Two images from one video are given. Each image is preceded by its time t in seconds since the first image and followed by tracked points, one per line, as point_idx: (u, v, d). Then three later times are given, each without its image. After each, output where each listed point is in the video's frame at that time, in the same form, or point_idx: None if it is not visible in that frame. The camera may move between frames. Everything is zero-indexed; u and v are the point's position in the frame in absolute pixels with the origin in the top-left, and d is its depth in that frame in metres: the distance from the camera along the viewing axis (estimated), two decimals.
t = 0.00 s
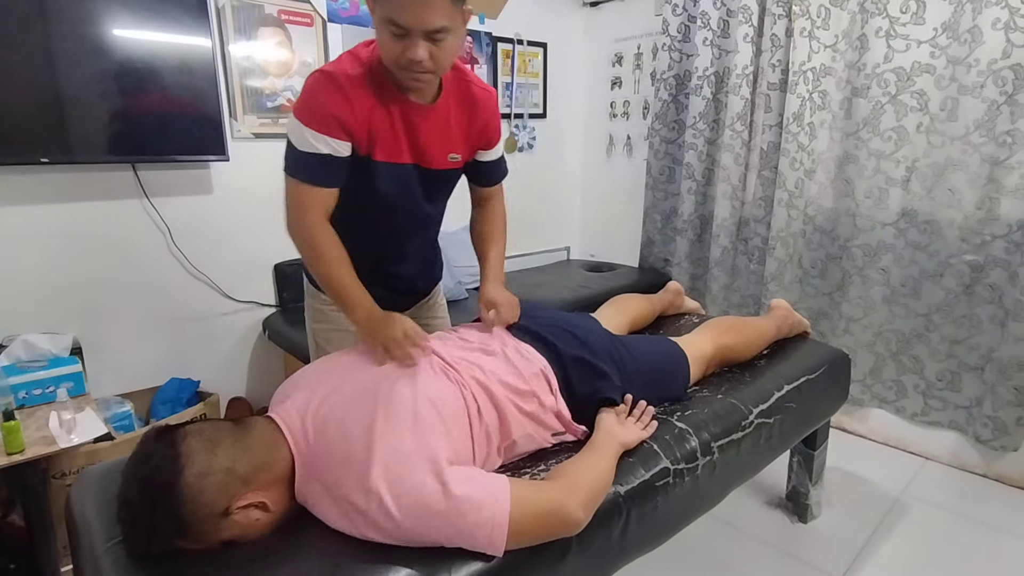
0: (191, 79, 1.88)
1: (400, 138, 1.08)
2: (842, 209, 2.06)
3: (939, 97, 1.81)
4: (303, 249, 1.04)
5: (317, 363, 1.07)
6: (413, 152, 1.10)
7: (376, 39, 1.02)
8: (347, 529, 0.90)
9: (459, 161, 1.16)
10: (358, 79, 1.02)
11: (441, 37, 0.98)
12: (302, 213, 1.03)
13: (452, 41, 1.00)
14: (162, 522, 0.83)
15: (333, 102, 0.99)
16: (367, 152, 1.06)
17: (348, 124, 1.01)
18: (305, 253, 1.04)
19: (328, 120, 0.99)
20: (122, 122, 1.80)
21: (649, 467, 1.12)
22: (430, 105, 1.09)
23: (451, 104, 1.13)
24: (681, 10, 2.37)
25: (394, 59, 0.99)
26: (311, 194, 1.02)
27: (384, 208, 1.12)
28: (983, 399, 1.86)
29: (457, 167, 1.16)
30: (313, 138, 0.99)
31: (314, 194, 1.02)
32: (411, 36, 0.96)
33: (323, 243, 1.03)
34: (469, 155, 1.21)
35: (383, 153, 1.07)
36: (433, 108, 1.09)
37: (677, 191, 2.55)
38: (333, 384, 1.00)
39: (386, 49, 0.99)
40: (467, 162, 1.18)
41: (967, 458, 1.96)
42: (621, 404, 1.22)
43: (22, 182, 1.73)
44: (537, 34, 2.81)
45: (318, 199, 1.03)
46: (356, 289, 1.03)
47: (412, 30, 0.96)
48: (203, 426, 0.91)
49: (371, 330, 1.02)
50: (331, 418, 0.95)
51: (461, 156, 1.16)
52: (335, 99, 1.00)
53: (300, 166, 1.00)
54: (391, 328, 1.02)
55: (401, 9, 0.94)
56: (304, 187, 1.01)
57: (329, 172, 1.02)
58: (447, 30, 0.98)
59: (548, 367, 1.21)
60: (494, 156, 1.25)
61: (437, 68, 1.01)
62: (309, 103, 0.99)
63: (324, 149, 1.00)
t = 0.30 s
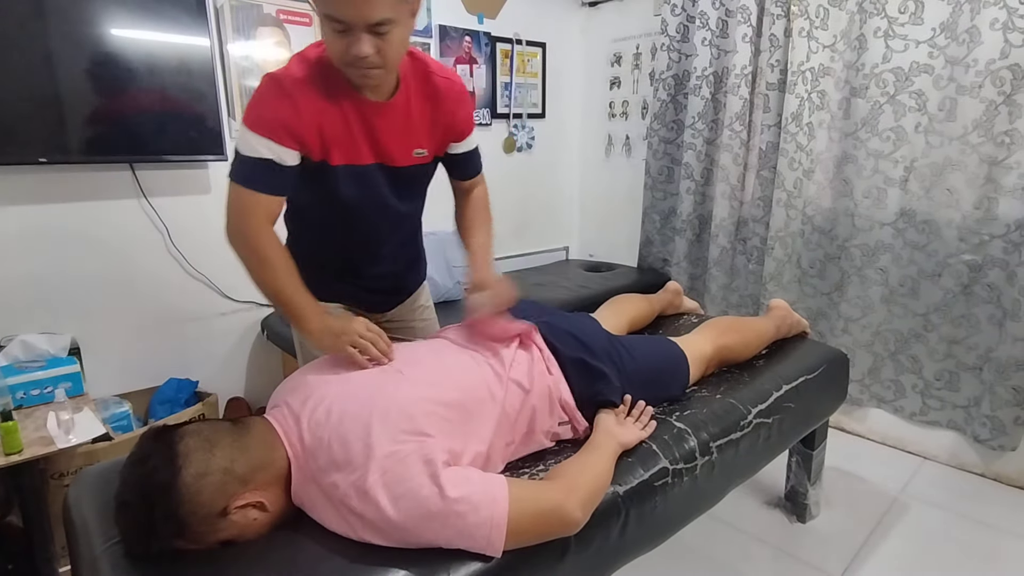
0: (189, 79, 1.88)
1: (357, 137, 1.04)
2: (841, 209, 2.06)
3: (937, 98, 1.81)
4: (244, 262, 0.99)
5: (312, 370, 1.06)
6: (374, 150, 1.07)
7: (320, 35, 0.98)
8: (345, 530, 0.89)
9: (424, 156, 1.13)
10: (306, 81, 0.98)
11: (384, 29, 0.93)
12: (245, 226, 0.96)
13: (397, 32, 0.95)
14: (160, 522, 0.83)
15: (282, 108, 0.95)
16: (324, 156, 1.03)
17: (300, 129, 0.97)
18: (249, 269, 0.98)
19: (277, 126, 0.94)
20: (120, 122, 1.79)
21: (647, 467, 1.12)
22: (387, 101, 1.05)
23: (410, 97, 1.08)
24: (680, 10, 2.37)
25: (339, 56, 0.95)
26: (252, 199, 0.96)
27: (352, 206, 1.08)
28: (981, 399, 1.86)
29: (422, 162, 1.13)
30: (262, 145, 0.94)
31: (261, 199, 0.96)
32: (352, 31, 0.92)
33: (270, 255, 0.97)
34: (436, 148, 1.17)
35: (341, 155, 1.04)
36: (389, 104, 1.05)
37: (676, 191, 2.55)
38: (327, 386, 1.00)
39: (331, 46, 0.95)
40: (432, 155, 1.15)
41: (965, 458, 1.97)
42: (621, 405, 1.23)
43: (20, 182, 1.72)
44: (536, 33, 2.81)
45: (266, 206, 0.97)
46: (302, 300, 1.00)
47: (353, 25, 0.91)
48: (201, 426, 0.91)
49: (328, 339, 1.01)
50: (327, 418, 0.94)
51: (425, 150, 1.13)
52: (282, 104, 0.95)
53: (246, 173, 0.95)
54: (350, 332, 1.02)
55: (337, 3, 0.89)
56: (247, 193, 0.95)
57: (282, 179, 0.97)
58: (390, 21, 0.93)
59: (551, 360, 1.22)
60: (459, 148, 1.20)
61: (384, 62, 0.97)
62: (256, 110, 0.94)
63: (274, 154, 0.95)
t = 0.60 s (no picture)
0: (188, 79, 1.88)
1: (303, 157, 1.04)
2: (840, 209, 2.06)
3: (937, 97, 1.81)
4: (221, 300, 0.97)
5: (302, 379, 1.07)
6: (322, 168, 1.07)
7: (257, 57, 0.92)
8: (344, 529, 0.89)
9: (376, 175, 1.11)
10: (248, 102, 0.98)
11: (322, 47, 0.88)
12: (215, 258, 0.95)
13: (334, 49, 0.89)
14: (160, 522, 0.82)
15: (219, 129, 0.95)
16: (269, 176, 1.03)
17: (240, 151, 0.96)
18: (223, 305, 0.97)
19: (214, 147, 0.94)
20: (120, 121, 1.79)
21: (647, 467, 1.12)
22: (334, 121, 1.03)
23: (359, 113, 1.05)
24: (679, 10, 2.37)
25: (277, 78, 0.90)
26: (219, 225, 0.95)
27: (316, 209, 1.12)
28: (981, 399, 1.86)
29: (374, 181, 1.11)
30: (206, 163, 0.94)
31: (224, 223, 0.95)
32: (285, 53, 0.87)
33: (247, 286, 0.96)
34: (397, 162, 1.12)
35: (288, 175, 1.05)
36: (333, 123, 1.03)
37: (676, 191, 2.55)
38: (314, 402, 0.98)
39: (268, 68, 0.90)
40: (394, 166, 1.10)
41: (965, 458, 1.97)
42: (620, 405, 1.23)
43: (19, 182, 1.72)
44: (536, 33, 2.81)
45: (235, 232, 0.96)
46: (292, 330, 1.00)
47: (285, 47, 0.86)
48: (200, 426, 0.90)
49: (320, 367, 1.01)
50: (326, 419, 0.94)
51: (379, 168, 1.10)
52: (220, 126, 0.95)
53: (199, 195, 0.94)
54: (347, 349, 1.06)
55: (268, 25, 0.84)
56: (212, 217, 0.94)
57: (233, 199, 0.96)
58: (324, 38, 0.87)
59: (549, 360, 1.22)
60: (415, 156, 1.07)
61: (325, 81, 0.91)
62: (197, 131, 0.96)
63: (215, 172, 0.94)
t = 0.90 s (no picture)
0: (188, 80, 1.88)
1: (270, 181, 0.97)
2: (840, 209, 2.06)
3: (936, 97, 1.81)
4: (210, 332, 0.96)
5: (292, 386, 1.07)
6: (293, 191, 1.00)
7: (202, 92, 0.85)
8: (344, 530, 0.89)
9: (351, 194, 1.03)
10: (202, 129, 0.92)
11: (268, 73, 0.80)
12: (198, 291, 0.93)
13: (280, 75, 0.82)
14: (159, 522, 0.82)
15: (175, 162, 0.91)
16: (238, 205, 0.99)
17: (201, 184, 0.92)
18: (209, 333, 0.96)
19: (174, 182, 0.90)
20: (120, 121, 1.79)
21: (647, 467, 1.12)
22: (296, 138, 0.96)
23: (324, 130, 0.97)
24: (679, 10, 2.37)
25: (227, 113, 0.82)
26: (198, 259, 0.93)
27: (297, 230, 1.06)
28: (981, 399, 1.86)
29: (350, 200, 1.03)
30: (172, 199, 0.91)
31: (203, 256, 0.93)
32: (229, 87, 0.79)
33: (233, 314, 0.96)
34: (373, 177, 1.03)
35: (257, 202, 0.99)
36: (296, 144, 0.96)
37: (675, 191, 2.54)
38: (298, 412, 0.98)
39: (215, 104, 0.82)
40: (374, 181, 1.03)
41: (964, 458, 1.97)
42: (620, 406, 1.23)
43: (18, 182, 1.72)
44: (535, 33, 2.81)
45: (214, 264, 0.94)
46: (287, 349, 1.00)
47: (227, 81, 0.78)
48: (201, 427, 0.90)
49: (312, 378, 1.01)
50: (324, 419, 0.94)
51: (353, 187, 1.02)
52: (176, 159, 0.91)
53: (170, 231, 0.92)
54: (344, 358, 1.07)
55: (205, 61, 0.77)
56: (188, 252, 0.92)
57: (205, 232, 0.93)
58: (269, 65, 0.79)
59: (549, 360, 1.22)
60: (394, 171, 0.99)
61: (278, 107, 0.84)
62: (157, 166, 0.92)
63: (181, 208, 0.91)
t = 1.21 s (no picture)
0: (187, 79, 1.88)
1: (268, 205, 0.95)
2: (840, 209, 2.05)
3: (936, 97, 1.81)
4: (214, 348, 0.98)
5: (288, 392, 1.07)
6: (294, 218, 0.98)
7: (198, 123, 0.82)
8: (343, 529, 0.89)
9: (355, 223, 0.99)
10: (198, 148, 0.90)
11: (267, 113, 0.77)
12: (196, 309, 0.94)
13: (280, 112, 0.78)
14: (160, 520, 0.82)
15: (171, 182, 0.90)
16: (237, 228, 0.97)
17: (197, 205, 0.91)
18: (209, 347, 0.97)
19: (170, 201, 0.90)
20: (120, 122, 1.79)
21: (647, 467, 1.12)
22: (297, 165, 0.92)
23: (327, 157, 0.93)
24: (679, 9, 2.37)
25: (224, 149, 0.80)
26: (198, 280, 0.94)
27: (300, 253, 1.03)
28: (981, 399, 1.86)
29: (353, 228, 1.00)
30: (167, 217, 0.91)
31: (204, 277, 0.94)
32: (226, 127, 0.76)
33: (233, 329, 0.97)
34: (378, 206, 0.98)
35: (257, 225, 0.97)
36: (296, 171, 0.92)
37: (675, 191, 2.54)
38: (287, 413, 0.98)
39: (212, 138, 0.80)
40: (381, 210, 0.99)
41: (964, 458, 1.97)
42: (620, 406, 1.23)
43: (18, 182, 1.72)
44: (535, 33, 2.81)
45: (213, 283, 0.95)
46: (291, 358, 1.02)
47: (225, 121, 0.75)
48: (202, 426, 0.91)
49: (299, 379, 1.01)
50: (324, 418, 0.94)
51: (357, 216, 0.99)
52: (172, 178, 0.90)
53: (165, 248, 0.92)
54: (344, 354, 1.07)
55: (202, 103, 0.73)
56: (187, 275, 0.93)
57: (199, 253, 0.93)
58: (268, 105, 0.76)
59: (548, 360, 1.22)
60: (405, 199, 0.94)
61: (278, 143, 0.81)
62: (155, 182, 0.91)
63: (175, 228, 0.91)
